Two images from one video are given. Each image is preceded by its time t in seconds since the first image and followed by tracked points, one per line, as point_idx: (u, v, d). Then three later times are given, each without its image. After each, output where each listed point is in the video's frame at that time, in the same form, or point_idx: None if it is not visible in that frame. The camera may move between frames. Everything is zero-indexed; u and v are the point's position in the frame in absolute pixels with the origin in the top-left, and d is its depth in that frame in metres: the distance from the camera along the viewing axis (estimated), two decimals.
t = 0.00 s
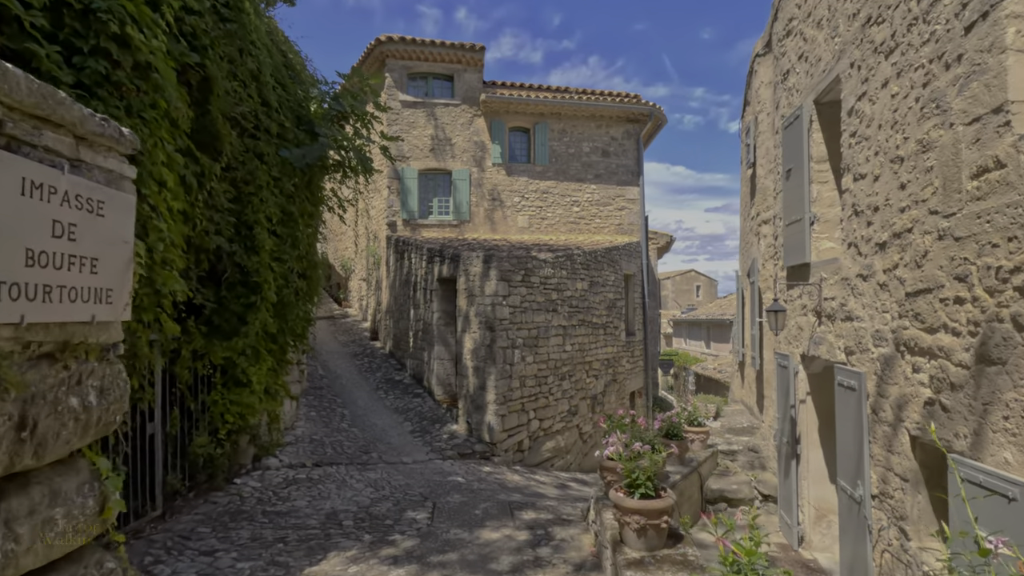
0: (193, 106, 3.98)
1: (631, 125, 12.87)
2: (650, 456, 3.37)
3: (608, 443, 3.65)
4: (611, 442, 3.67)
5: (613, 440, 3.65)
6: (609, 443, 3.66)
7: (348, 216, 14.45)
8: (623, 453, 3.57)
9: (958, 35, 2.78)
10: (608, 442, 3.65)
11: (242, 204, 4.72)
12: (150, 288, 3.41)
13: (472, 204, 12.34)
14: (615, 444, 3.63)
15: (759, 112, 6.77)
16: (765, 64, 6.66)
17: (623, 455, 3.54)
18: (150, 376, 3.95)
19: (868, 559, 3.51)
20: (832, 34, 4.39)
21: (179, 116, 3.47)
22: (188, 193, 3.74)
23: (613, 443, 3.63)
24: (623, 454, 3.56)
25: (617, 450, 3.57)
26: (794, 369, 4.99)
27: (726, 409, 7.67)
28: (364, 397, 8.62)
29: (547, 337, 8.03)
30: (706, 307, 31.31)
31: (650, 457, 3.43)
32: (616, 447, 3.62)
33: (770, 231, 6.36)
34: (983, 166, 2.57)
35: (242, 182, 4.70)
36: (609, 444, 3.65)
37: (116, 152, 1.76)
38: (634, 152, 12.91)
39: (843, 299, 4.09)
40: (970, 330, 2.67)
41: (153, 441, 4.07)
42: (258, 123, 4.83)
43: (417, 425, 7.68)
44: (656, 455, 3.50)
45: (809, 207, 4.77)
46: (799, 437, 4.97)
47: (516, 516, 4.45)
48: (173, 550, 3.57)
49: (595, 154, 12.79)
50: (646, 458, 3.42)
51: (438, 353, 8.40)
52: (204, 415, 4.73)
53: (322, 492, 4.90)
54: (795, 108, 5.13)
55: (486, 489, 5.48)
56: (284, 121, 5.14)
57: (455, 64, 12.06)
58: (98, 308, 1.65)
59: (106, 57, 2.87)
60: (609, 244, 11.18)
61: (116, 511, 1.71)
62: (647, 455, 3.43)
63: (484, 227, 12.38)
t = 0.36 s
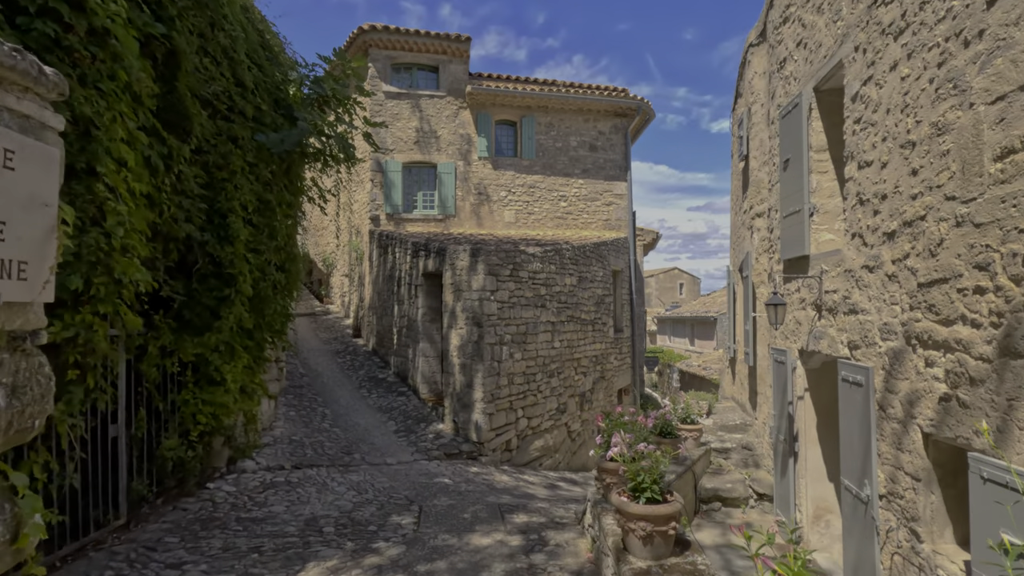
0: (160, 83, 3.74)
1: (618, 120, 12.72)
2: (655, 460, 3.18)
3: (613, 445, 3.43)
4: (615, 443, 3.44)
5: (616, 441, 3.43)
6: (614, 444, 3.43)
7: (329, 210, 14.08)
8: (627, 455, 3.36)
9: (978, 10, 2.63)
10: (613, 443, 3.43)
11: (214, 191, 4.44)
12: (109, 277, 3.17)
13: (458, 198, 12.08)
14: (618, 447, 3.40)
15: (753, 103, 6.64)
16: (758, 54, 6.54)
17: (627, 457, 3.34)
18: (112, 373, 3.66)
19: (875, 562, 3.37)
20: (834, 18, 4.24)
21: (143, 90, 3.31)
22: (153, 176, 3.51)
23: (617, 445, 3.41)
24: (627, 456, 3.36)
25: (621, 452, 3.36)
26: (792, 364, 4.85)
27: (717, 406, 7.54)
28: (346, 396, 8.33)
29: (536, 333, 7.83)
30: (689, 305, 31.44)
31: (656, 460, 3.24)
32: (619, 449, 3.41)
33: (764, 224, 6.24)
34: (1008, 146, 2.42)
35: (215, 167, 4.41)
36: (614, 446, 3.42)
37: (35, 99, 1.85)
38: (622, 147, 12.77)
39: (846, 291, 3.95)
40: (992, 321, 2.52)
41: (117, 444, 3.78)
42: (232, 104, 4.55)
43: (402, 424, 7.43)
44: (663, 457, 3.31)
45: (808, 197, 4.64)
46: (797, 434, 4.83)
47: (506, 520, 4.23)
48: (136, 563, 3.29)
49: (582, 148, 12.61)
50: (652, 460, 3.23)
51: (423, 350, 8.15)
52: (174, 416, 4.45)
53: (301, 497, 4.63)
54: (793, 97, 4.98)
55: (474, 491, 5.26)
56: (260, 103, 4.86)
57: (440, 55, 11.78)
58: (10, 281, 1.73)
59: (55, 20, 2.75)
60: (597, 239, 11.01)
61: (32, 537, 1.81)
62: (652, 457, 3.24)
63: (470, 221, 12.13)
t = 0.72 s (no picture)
0: (112, 52, 3.45)
1: (601, 112, 12.56)
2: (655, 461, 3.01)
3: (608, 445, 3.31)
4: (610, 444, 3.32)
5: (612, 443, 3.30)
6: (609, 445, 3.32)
7: (305, 202, 13.67)
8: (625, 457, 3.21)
9: None
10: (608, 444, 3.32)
11: (176, 174, 4.13)
12: (49, 264, 2.89)
13: (438, 189, 11.80)
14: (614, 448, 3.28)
15: (741, 93, 6.52)
16: (747, 43, 6.41)
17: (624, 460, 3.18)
18: (58, 370, 3.36)
19: (873, 562, 3.25)
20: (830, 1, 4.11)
21: (91, 58, 3.08)
22: (104, 154, 3.25)
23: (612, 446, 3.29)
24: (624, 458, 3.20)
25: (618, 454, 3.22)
26: (783, 358, 4.74)
27: (702, 401, 7.46)
28: (322, 393, 8.03)
29: (519, 327, 7.63)
30: (668, 300, 31.60)
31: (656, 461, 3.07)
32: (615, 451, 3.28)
33: (752, 216, 6.14)
34: None
35: (176, 148, 4.12)
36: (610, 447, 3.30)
37: None
38: (605, 139, 12.62)
39: (842, 283, 3.84)
40: (1005, 312, 2.40)
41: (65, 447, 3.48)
42: (195, 81, 4.24)
43: (380, 422, 7.17)
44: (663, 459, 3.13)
45: (801, 187, 4.52)
46: (787, 429, 4.73)
47: (491, 522, 4.03)
48: None
49: (565, 140, 12.42)
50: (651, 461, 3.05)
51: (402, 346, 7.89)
52: (133, 416, 4.15)
53: (272, 501, 4.36)
54: (785, 84, 4.86)
55: (456, 491, 5.05)
56: (227, 81, 4.55)
57: (420, 42, 11.45)
58: None
59: None
60: (580, 232, 10.85)
61: None
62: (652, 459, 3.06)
63: (450, 214, 11.87)
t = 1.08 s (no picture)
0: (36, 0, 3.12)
1: (578, 96, 12.33)
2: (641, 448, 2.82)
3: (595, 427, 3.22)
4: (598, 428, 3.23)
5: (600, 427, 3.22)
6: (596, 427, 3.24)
7: (273, 185, 13.14)
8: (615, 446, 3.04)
9: None
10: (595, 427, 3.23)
11: (117, 143, 3.78)
12: None
13: (411, 173, 11.44)
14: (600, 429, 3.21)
15: (723, 73, 6.37)
16: (730, 21, 6.25)
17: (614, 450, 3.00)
18: None
19: (862, 551, 3.15)
20: None
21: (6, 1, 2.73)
22: (26, 113, 2.91)
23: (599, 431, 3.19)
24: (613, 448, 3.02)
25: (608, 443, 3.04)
26: (766, 343, 4.63)
27: (681, 388, 7.36)
28: (289, 383, 7.69)
29: (495, 314, 7.40)
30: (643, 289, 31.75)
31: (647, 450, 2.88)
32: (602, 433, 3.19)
33: (733, 199, 6.02)
34: None
35: (118, 113, 3.77)
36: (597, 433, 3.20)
37: None
38: (582, 124, 12.40)
39: (830, 264, 3.71)
40: (1011, 290, 2.27)
41: None
42: (139, 40, 3.91)
43: (351, 412, 6.88)
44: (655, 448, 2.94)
45: (787, 166, 4.38)
46: (770, 416, 4.63)
47: (466, 516, 3.82)
48: None
49: (542, 124, 12.16)
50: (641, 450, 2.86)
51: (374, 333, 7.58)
52: (74, 408, 3.82)
53: (230, 497, 4.07)
54: (771, 60, 4.71)
55: (430, 483, 4.83)
56: (177, 44, 4.18)
57: (392, 20, 11.02)
58: None
59: None
60: (557, 218, 10.64)
61: None
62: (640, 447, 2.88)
63: (424, 198, 11.53)
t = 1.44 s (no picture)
0: None
1: (554, 73, 12.03)
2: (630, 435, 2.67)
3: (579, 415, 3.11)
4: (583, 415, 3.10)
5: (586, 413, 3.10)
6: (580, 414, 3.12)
7: (234, 162, 12.52)
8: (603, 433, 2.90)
9: None
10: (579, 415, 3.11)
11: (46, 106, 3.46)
12: None
13: (381, 150, 11.01)
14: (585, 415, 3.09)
15: (704, 47, 6.18)
16: None
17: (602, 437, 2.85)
18: None
19: (849, 535, 3.06)
20: None
21: None
22: None
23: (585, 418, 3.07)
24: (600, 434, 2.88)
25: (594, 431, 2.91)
26: (748, 324, 4.52)
27: (658, 370, 7.28)
28: (253, 368, 7.33)
29: (469, 296, 7.16)
30: (617, 272, 31.84)
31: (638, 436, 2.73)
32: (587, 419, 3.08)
33: (714, 177, 5.87)
34: None
35: (45, 69, 3.41)
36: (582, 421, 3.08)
37: None
38: (558, 102, 12.12)
39: (817, 241, 3.58)
40: (1017, 264, 2.15)
41: None
42: None
43: (318, 398, 6.59)
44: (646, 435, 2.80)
45: (772, 141, 4.24)
46: (750, 397, 4.53)
47: (439, 507, 3.62)
48: None
49: (517, 102, 11.83)
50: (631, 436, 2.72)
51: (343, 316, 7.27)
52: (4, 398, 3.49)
53: (184, 492, 3.78)
54: (757, 30, 4.53)
55: (402, 472, 4.61)
56: None
57: None
58: None
59: None
60: (532, 198, 10.40)
61: None
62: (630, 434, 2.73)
63: (395, 176, 11.14)
